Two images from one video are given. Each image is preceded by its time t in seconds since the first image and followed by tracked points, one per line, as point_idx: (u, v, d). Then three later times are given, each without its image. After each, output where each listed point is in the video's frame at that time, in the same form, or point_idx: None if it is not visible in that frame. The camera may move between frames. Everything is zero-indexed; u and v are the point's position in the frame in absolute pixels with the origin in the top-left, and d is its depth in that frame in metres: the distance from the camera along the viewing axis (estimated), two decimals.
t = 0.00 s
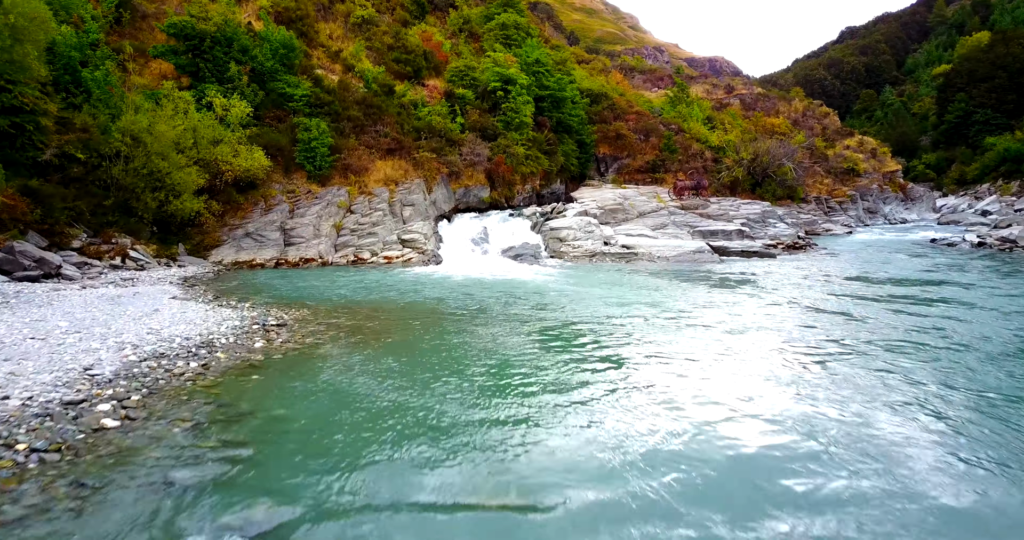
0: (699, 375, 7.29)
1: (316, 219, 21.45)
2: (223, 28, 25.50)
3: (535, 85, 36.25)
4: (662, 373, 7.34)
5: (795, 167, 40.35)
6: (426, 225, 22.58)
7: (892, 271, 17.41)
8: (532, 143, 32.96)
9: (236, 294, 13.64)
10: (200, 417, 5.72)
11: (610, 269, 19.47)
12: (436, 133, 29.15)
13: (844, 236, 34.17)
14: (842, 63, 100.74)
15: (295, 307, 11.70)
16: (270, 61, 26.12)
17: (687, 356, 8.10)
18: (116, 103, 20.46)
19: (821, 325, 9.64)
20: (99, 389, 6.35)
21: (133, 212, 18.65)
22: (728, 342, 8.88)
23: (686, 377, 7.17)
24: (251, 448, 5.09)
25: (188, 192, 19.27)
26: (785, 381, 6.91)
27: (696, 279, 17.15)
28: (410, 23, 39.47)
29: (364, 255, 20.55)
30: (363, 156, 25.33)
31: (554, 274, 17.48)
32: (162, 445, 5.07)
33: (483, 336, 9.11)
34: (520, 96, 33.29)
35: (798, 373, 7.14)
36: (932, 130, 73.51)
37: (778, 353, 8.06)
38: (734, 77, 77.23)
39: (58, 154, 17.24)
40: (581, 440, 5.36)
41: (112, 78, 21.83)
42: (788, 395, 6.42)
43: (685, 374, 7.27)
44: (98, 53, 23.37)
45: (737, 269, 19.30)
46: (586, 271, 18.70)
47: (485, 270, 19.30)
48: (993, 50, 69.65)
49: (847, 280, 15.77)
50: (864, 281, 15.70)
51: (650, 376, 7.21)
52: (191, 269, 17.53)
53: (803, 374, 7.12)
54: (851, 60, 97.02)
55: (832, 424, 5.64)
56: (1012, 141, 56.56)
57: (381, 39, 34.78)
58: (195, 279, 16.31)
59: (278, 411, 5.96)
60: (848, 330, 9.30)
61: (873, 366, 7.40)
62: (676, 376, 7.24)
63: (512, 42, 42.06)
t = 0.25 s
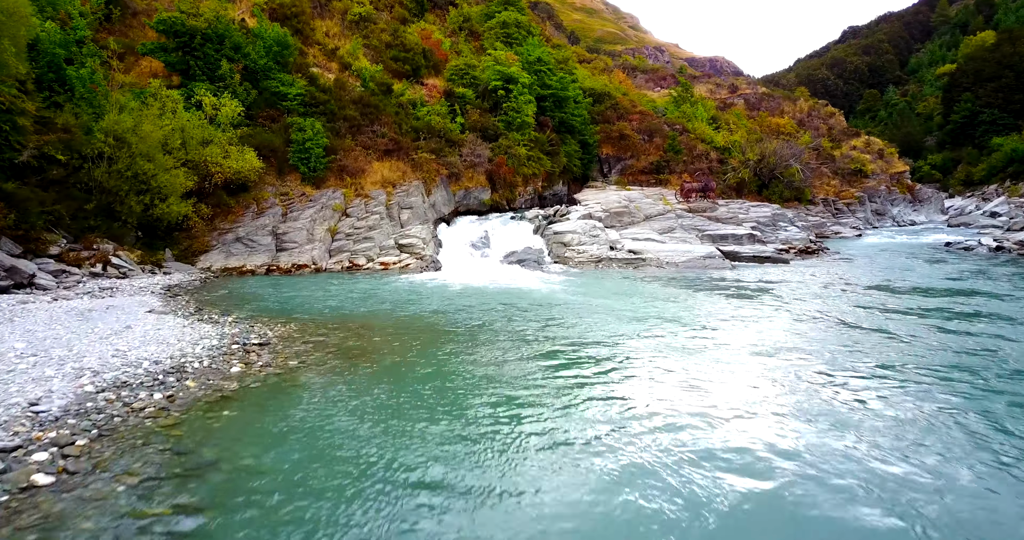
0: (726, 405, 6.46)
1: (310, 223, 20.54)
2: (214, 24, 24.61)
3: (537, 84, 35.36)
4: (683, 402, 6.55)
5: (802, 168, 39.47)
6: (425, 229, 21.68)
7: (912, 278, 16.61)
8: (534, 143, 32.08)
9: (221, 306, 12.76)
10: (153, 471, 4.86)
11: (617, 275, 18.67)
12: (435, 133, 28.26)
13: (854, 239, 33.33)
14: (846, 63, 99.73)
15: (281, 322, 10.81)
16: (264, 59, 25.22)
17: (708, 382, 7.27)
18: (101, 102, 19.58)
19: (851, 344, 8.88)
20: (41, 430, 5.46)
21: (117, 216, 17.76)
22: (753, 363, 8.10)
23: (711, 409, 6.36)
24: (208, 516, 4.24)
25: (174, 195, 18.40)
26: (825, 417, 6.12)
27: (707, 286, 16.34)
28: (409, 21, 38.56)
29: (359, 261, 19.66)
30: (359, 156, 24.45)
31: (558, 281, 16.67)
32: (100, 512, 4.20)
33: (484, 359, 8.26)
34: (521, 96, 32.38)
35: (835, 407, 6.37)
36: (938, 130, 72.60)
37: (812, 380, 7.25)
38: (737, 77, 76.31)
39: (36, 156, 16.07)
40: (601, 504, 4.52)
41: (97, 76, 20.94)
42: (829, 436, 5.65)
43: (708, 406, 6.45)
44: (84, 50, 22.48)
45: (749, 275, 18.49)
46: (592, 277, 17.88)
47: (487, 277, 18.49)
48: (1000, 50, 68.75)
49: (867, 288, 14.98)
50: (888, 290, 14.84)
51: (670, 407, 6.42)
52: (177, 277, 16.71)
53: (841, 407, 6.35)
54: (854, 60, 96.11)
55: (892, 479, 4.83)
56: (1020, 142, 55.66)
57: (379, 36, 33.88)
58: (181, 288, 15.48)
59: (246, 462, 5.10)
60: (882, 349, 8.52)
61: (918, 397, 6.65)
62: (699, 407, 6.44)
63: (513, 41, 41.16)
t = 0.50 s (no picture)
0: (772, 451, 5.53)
1: (303, 226, 19.62)
2: (205, 20, 23.71)
3: (539, 83, 34.48)
4: (725, 449, 5.57)
5: (810, 169, 38.63)
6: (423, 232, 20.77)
7: (935, 285, 15.81)
8: (536, 143, 31.23)
9: (203, 318, 11.87)
10: None
11: (624, 281, 17.85)
12: (434, 133, 27.38)
13: (864, 242, 32.49)
14: (848, 63, 98.76)
15: (265, 337, 9.92)
16: (257, 56, 24.35)
17: (742, 417, 6.36)
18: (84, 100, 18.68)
19: (889, 364, 8.08)
20: None
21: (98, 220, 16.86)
22: (784, 388, 7.29)
23: (760, 458, 5.40)
24: None
25: (159, 198, 17.50)
26: (886, 464, 5.24)
27: (721, 293, 15.51)
28: (408, 19, 37.66)
29: (354, 267, 18.73)
30: (355, 157, 23.57)
31: (564, 288, 15.84)
32: None
33: (485, 386, 7.37)
34: (523, 94, 31.52)
35: (889, 449, 5.54)
36: (943, 130, 71.71)
37: (855, 411, 6.43)
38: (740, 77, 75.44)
39: (12, 156, 15.26)
40: None
41: (81, 73, 20.04)
42: (896, 492, 4.79)
43: (757, 455, 5.45)
44: (68, 46, 21.58)
45: (763, 281, 17.68)
46: (598, 284, 17.07)
47: (488, 283, 17.65)
48: (1006, 50, 67.93)
49: (890, 296, 14.18)
50: (914, 299, 14.00)
51: (711, 456, 5.44)
52: (161, 284, 15.86)
53: (895, 448, 5.54)
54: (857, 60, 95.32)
55: None
56: None
57: (376, 34, 33.01)
58: (163, 297, 14.59)
59: (199, 531, 4.20)
60: (924, 372, 7.74)
61: (979, 435, 5.86)
62: (741, 453, 5.51)
63: (514, 39, 40.29)
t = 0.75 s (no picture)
0: (837, 510, 4.57)
1: (295, 230, 18.70)
2: (195, 14, 22.80)
3: (541, 81, 33.60)
4: (775, 505, 4.66)
5: (818, 169, 37.75)
6: (421, 235, 19.86)
7: (962, 292, 14.94)
8: (538, 143, 30.36)
9: (182, 331, 11.00)
10: None
11: (632, 287, 16.98)
12: (433, 133, 26.50)
13: (874, 245, 31.60)
14: (852, 62, 97.76)
15: (245, 355, 9.03)
16: (249, 52, 23.47)
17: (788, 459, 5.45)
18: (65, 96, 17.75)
19: (939, 389, 7.22)
20: None
21: (78, 224, 15.96)
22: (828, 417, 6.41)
23: (818, 518, 4.49)
24: None
25: (143, 200, 16.58)
26: (969, 525, 4.38)
27: (737, 300, 14.61)
28: (407, 16, 36.79)
29: (348, 272, 17.80)
30: (351, 157, 22.69)
31: (570, 295, 14.96)
32: None
33: (488, 419, 6.46)
34: (525, 93, 30.62)
35: (972, 505, 4.62)
36: (949, 131, 70.77)
37: (917, 449, 5.54)
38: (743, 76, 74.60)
39: None
40: None
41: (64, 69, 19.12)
42: None
43: (814, 514, 4.54)
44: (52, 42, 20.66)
45: (779, 288, 16.80)
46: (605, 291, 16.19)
47: (489, 291, 16.77)
48: (1013, 49, 67.02)
49: (917, 305, 13.30)
50: (943, 308, 13.14)
51: (760, 515, 4.52)
52: (141, 292, 14.95)
53: (978, 505, 4.64)
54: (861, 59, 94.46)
55: None
56: None
57: (374, 31, 32.16)
58: (144, 306, 13.68)
59: None
60: (980, 398, 6.88)
61: None
62: (794, 510, 4.60)
63: (516, 37, 39.41)
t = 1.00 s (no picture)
0: None
1: (286, 233, 17.77)
2: (185, 8, 21.88)
3: (543, 78, 32.71)
4: None
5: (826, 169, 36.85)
6: (419, 239, 18.95)
7: (993, 301, 14.05)
8: (540, 142, 29.50)
9: (157, 345, 10.09)
10: None
11: (641, 293, 16.09)
12: (432, 131, 25.60)
13: (886, 247, 30.71)
14: (854, 62, 96.66)
15: (219, 377, 8.11)
16: (240, 47, 22.58)
17: (851, 517, 4.54)
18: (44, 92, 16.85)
19: (1001, 420, 6.38)
20: None
21: (54, 227, 15.06)
22: (881, 456, 5.57)
23: None
24: None
25: (125, 202, 15.68)
26: None
27: (755, 307, 13.72)
28: (405, 12, 35.89)
29: (342, 278, 16.88)
30: (346, 156, 21.78)
31: (576, 302, 14.06)
32: None
33: (491, 463, 5.54)
34: (526, 90, 29.71)
35: None
36: (955, 130, 69.80)
37: (1002, 506, 4.66)
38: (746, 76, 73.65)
39: None
40: None
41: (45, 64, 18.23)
42: None
43: None
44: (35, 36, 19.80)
45: (796, 294, 15.93)
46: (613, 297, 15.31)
47: (490, 298, 15.89)
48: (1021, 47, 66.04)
49: (949, 315, 12.44)
50: (978, 318, 12.24)
51: None
52: (120, 299, 14.06)
53: None
54: (864, 59, 93.57)
55: None
56: None
57: (371, 27, 31.33)
58: (120, 316, 12.77)
59: None
60: None
61: None
62: None
63: (517, 34, 38.52)
